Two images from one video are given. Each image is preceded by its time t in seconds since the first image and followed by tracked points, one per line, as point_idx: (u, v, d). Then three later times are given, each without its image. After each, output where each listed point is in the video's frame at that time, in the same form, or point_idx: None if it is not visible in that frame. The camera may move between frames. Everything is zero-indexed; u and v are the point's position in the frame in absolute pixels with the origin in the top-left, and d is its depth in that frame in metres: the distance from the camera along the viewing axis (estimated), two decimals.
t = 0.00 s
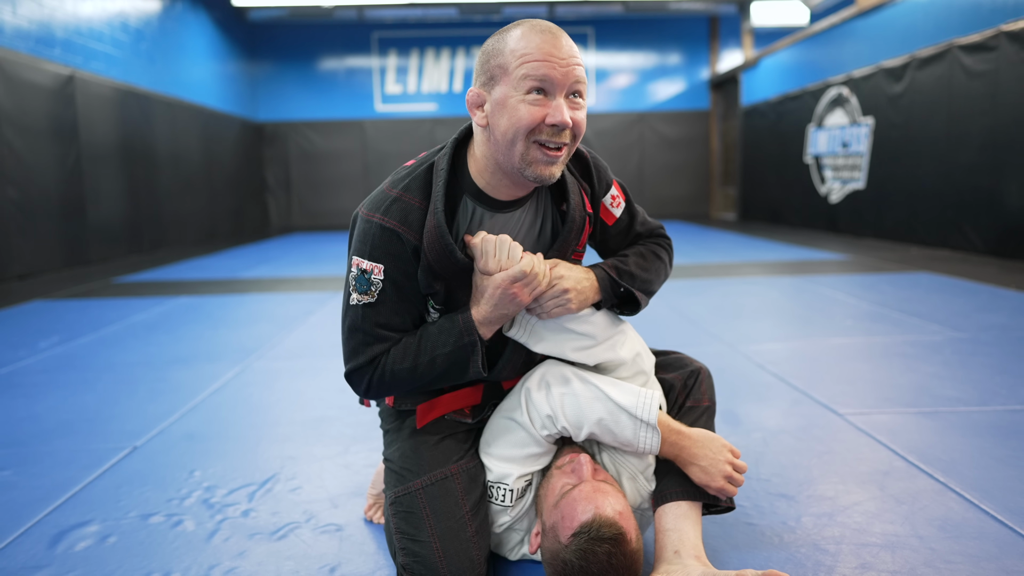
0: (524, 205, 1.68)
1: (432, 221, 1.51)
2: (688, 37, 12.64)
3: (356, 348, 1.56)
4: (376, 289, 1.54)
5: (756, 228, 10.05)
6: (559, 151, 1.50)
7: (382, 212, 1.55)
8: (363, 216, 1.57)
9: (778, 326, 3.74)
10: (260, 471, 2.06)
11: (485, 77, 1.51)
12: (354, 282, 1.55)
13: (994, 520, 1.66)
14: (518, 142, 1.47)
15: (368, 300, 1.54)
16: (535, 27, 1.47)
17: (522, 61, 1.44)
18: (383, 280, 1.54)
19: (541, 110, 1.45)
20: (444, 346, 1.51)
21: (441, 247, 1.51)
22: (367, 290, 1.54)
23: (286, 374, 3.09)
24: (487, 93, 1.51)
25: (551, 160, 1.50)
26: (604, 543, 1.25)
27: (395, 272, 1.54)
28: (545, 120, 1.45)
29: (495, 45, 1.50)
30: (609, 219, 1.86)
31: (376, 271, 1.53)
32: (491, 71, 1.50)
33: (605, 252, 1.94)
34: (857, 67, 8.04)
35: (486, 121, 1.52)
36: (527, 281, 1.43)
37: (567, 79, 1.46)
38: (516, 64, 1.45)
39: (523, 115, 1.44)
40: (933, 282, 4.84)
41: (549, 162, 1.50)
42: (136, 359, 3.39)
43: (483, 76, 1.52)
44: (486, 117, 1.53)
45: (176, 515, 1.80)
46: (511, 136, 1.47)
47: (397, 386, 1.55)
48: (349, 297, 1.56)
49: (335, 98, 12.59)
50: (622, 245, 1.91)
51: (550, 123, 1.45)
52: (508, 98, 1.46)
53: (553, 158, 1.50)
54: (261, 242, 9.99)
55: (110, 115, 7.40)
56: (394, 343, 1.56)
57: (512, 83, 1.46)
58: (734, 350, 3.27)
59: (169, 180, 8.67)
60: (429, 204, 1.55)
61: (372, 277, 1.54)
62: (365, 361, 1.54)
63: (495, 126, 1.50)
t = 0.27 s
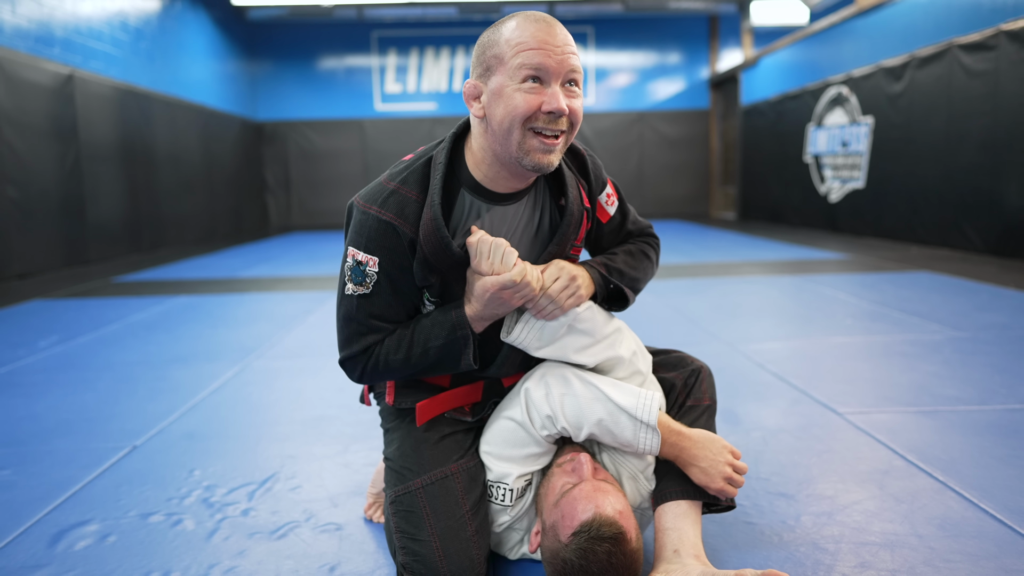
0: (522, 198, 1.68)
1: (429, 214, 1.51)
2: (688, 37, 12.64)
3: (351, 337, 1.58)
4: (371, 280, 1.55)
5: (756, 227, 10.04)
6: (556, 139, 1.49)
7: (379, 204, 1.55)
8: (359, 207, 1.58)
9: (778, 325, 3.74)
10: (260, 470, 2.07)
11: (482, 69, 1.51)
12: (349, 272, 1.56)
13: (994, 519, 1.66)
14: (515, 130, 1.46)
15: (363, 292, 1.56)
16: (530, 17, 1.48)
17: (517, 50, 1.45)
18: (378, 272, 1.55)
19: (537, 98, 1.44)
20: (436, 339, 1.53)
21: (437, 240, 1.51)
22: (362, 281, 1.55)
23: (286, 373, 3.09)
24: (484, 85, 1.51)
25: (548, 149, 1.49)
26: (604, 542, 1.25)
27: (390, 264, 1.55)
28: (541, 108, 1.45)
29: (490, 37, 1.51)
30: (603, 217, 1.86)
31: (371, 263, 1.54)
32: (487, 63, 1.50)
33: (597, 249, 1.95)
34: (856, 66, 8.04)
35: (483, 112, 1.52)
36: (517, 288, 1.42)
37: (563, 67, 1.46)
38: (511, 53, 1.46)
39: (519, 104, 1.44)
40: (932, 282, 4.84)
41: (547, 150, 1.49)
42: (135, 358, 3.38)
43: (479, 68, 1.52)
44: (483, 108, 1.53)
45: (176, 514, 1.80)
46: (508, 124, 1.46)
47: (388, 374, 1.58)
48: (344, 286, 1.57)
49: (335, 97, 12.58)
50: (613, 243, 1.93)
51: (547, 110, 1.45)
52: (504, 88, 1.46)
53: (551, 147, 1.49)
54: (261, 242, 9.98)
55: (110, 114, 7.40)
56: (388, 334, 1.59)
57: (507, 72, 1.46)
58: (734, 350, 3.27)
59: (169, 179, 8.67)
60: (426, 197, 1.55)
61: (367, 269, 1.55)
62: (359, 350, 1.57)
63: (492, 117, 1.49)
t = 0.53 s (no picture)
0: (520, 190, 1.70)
1: (426, 206, 1.52)
2: (688, 35, 12.64)
3: (347, 329, 1.58)
4: (368, 274, 1.55)
5: (756, 226, 10.04)
6: (551, 130, 1.50)
7: (376, 197, 1.55)
8: (355, 201, 1.58)
9: (777, 324, 3.74)
10: (260, 470, 2.07)
11: (475, 63, 1.52)
12: (346, 266, 1.56)
13: (993, 517, 1.66)
14: (510, 122, 1.46)
15: (360, 285, 1.55)
16: (522, 11, 1.49)
17: (511, 43, 1.45)
18: (375, 265, 1.54)
19: (531, 89, 1.45)
20: (432, 334, 1.52)
21: (433, 232, 1.51)
22: (358, 274, 1.55)
23: (286, 373, 3.09)
24: (478, 78, 1.52)
25: (544, 140, 1.49)
26: (605, 541, 1.25)
27: (387, 257, 1.54)
28: (535, 99, 1.45)
29: (483, 31, 1.52)
30: (594, 210, 1.86)
31: (368, 257, 1.54)
32: (481, 56, 1.51)
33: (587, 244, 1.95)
34: (856, 65, 8.04)
35: (477, 105, 1.52)
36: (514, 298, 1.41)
37: (556, 59, 1.46)
38: (505, 46, 1.46)
39: (513, 95, 1.44)
40: (932, 281, 4.84)
41: (542, 141, 1.49)
42: (135, 358, 3.39)
43: (473, 62, 1.53)
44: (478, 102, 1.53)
45: (176, 513, 1.80)
46: (503, 116, 1.46)
47: (385, 368, 1.57)
48: (341, 280, 1.57)
49: (334, 96, 12.58)
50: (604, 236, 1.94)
51: (541, 100, 1.45)
52: (498, 80, 1.46)
53: (546, 138, 1.49)
54: (260, 241, 9.98)
55: (110, 114, 7.40)
56: (384, 327, 1.58)
57: (501, 65, 1.46)
58: (733, 349, 3.27)
59: (168, 179, 8.67)
60: (424, 189, 1.56)
61: (364, 262, 1.54)
62: (356, 343, 1.56)
63: (486, 110, 1.49)
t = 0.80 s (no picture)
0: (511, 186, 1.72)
1: (426, 198, 1.54)
2: (687, 35, 12.64)
3: (350, 329, 1.55)
4: (369, 270, 1.53)
5: (756, 225, 10.02)
6: (543, 125, 1.50)
7: (374, 193, 1.56)
8: (353, 200, 1.58)
9: (777, 323, 3.74)
10: (260, 469, 2.07)
11: (468, 61, 1.53)
12: (346, 264, 1.54)
13: (992, 516, 1.66)
14: (502, 118, 1.47)
15: (361, 282, 1.53)
16: (512, 9, 1.49)
17: (502, 41, 1.46)
18: (376, 261, 1.53)
19: (523, 84, 1.45)
20: (433, 330, 1.49)
21: (435, 222, 1.53)
22: (359, 272, 1.53)
23: (286, 372, 3.09)
24: (470, 75, 1.52)
25: (536, 135, 1.50)
26: (604, 540, 1.26)
27: (388, 252, 1.54)
28: (527, 94, 1.45)
29: (475, 29, 1.52)
30: (580, 210, 1.88)
31: (368, 253, 1.53)
32: (473, 55, 1.52)
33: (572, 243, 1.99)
34: (855, 64, 8.04)
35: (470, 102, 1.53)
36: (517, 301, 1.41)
37: (547, 55, 1.47)
38: (496, 43, 1.47)
39: (505, 91, 1.45)
40: (932, 280, 4.83)
41: (534, 136, 1.50)
42: (135, 357, 3.39)
43: (466, 60, 1.53)
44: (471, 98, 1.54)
45: (175, 512, 1.80)
46: (495, 112, 1.47)
47: (389, 367, 1.54)
48: (342, 279, 1.55)
49: (334, 96, 12.57)
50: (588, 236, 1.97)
51: (533, 95, 1.45)
52: (489, 77, 1.47)
53: (538, 134, 1.50)
54: (260, 241, 9.98)
55: (109, 114, 7.40)
56: (387, 325, 1.55)
57: (493, 62, 1.47)
58: (733, 348, 3.27)
59: (168, 178, 8.67)
60: (421, 182, 1.59)
61: (365, 258, 1.53)
62: (359, 342, 1.53)
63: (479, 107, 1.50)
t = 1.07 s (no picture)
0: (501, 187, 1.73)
1: (419, 194, 1.55)
2: (687, 34, 12.63)
3: (345, 327, 1.56)
4: (363, 267, 1.55)
5: (755, 225, 10.02)
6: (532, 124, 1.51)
7: (367, 190, 1.57)
8: (345, 198, 1.59)
9: (777, 322, 3.74)
10: (259, 469, 2.07)
11: (457, 62, 1.53)
12: (340, 262, 1.55)
13: (991, 515, 1.66)
14: (491, 116, 1.47)
15: (355, 279, 1.55)
16: (501, 11, 1.50)
17: (491, 42, 1.47)
18: (369, 257, 1.54)
19: (511, 83, 1.46)
20: (427, 324, 1.49)
21: (427, 217, 1.53)
22: (353, 269, 1.55)
23: (286, 371, 3.09)
24: (459, 77, 1.53)
25: (525, 134, 1.50)
26: (604, 538, 1.26)
27: (382, 248, 1.55)
28: (515, 93, 1.46)
29: (464, 32, 1.54)
30: (569, 218, 1.86)
31: (362, 249, 1.54)
32: (462, 57, 1.53)
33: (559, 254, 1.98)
34: (855, 63, 8.04)
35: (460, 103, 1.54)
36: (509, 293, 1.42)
37: (534, 56, 1.48)
38: (484, 45, 1.48)
39: (494, 90, 1.46)
40: (931, 279, 4.83)
41: (523, 134, 1.50)
42: (135, 357, 3.39)
43: (455, 61, 1.54)
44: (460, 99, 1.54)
45: (175, 512, 1.80)
46: (484, 111, 1.48)
47: (385, 364, 1.55)
48: (336, 277, 1.56)
49: (333, 95, 12.57)
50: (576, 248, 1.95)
51: (521, 94, 1.46)
52: (478, 77, 1.48)
53: (527, 133, 1.50)
54: (259, 241, 9.97)
55: (109, 114, 7.41)
56: (382, 321, 1.56)
57: (481, 62, 1.48)
58: (732, 346, 3.27)
59: (167, 178, 8.67)
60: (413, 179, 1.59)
61: (358, 255, 1.54)
62: (355, 338, 1.54)
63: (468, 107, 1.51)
